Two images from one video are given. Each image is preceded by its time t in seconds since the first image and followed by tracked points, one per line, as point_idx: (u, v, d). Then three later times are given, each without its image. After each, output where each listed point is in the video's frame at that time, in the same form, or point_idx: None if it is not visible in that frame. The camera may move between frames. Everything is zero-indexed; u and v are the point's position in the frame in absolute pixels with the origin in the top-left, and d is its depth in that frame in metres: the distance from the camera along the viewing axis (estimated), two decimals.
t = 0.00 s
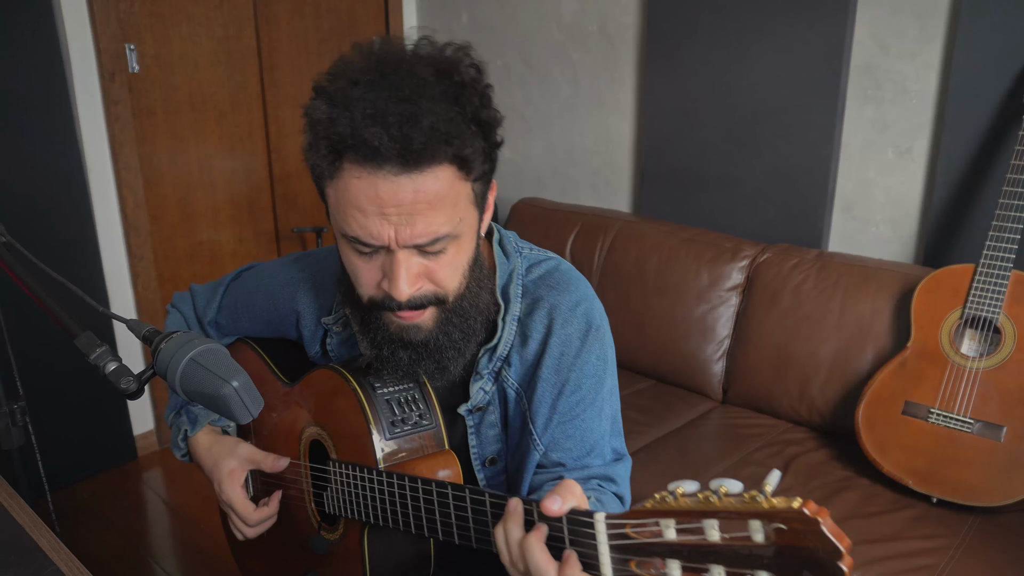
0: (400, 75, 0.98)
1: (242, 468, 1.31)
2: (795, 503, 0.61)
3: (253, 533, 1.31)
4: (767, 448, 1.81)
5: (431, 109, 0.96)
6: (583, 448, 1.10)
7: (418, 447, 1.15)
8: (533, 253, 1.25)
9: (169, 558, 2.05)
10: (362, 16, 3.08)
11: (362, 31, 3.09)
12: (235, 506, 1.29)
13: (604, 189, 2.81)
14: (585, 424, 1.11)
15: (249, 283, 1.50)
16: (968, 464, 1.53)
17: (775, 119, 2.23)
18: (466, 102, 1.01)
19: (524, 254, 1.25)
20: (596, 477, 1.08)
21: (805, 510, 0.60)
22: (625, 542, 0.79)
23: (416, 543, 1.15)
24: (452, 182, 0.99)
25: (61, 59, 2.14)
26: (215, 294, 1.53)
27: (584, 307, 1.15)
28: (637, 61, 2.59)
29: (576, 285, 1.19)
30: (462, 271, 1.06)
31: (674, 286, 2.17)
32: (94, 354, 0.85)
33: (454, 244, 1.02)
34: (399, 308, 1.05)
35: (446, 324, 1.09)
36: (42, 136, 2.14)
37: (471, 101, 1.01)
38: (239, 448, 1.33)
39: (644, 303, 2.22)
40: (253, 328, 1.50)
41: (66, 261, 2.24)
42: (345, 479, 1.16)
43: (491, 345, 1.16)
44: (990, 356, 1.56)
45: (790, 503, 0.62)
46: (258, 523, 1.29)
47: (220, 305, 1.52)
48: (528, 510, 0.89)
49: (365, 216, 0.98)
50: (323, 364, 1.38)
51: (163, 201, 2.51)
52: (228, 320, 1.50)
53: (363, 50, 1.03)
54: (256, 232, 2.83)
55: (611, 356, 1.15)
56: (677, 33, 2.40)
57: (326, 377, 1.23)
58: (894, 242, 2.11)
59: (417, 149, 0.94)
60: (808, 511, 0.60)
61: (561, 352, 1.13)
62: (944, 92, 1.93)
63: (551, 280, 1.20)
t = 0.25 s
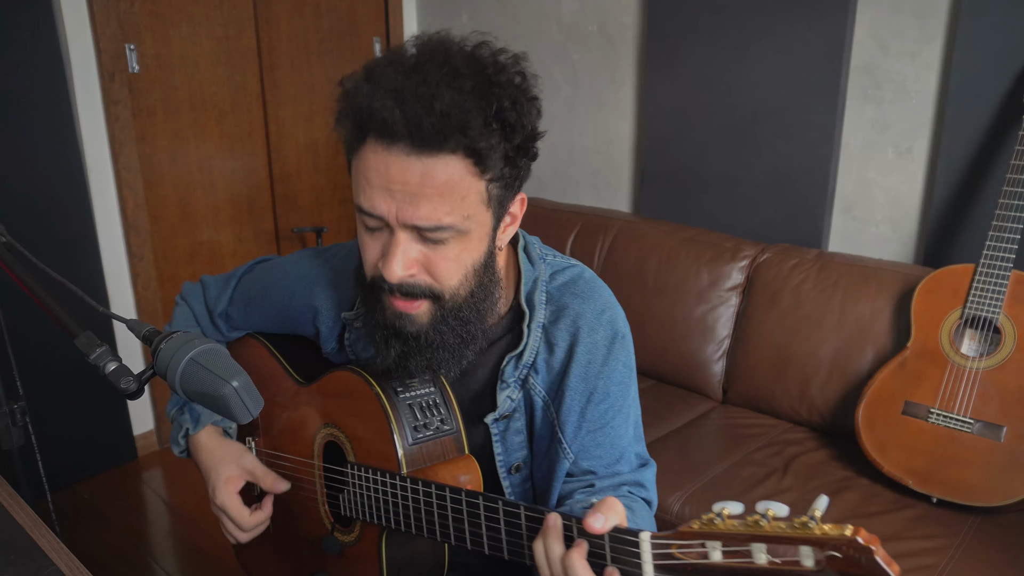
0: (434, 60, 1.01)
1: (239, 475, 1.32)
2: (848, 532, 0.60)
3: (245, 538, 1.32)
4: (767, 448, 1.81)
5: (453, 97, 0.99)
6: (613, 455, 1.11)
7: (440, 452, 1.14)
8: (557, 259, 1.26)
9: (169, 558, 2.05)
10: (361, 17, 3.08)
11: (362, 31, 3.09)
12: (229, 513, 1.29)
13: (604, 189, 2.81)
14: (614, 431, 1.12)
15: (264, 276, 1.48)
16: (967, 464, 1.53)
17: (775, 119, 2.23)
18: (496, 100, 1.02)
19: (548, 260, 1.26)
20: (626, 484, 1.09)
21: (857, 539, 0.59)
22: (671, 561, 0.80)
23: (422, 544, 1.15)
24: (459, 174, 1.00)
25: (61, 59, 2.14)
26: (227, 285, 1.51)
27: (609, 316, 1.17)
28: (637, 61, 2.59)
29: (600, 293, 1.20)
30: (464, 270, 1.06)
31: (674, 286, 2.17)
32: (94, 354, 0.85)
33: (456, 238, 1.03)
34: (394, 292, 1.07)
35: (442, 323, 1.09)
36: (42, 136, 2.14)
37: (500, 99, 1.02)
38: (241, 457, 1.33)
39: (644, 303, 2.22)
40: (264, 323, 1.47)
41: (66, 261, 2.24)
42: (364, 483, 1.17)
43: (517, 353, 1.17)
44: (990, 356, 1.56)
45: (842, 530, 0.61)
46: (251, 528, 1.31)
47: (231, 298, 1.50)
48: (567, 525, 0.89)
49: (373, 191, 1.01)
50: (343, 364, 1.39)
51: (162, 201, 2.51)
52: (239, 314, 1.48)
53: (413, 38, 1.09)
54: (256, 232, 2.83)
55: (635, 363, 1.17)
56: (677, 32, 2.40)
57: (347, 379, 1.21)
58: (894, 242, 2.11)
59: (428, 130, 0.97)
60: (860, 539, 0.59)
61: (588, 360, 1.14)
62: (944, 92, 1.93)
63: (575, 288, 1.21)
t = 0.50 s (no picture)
0: (434, 39, 1.09)
1: (259, 450, 1.30)
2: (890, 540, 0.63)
3: (263, 518, 1.29)
4: (767, 448, 1.81)
5: (444, 69, 1.05)
6: (630, 450, 1.13)
7: (459, 454, 1.14)
8: (573, 254, 1.27)
9: (169, 558, 2.05)
10: (362, 17, 3.08)
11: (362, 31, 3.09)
12: (249, 490, 1.27)
13: (604, 189, 2.81)
14: (631, 426, 1.13)
15: (278, 267, 1.49)
16: (967, 464, 1.52)
17: (775, 119, 2.23)
18: (489, 76, 1.07)
19: (563, 255, 1.27)
20: (644, 479, 1.11)
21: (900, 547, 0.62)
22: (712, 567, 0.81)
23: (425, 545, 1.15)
24: (448, 144, 1.05)
25: (61, 59, 2.14)
26: (237, 277, 1.53)
27: (625, 310, 1.18)
28: (637, 61, 2.59)
29: (615, 288, 1.21)
30: (456, 244, 1.11)
31: (674, 286, 2.17)
32: (94, 354, 0.85)
33: (446, 208, 1.07)
34: (389, 263, 1.12)
35: (435, 297, 1.13)
36: (42, 136, 2.14)
37: (493, 75, 1.07)
38: (260, 433, 1.33)
39: (644, 303, 2.21)
40: (274, 316, 1.48)
41: (66, 261, 2.24)
42: (382, 486, 1.15)
43: (534, 346, 1.18)
44: (990, 356, 1.56)
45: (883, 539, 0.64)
46: (269, 508, 1.27)
47: (241, 288, 1.51)
48: (603, 532, 0.89)
49: (372, 161, 1.08)
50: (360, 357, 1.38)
51: (162, 201, 2.51)
52: (248, 304, 1.48)
53: (422, 27, 1.18)
54: (256, 232, 2.84)
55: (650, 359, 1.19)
56: (677, 32, 2.40)
57: (368, 381, 1.20)
58: (893, 242, 2.11)
59: (418, 98, 1.04)
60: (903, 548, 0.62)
61: (605, 354, 1.16)
62: (944, 92, 1.93)
63: (591, 282, 1.22)
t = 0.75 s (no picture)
0: (438, 33, 1.13)
1: (270, 442, 1.29)
2: (903, 512, 0.64)
3: (277, 511, 1.27)
4: (767, 448, 1.81)
5: (448, 59, 1.08)
6: (635, 440, 1.13)
7: (468, 448, 1.12)
8: (578, 251, 1.29)
9: (169, 558, 2.05)
10: (362, 17, 3.08)
11: (362, 31, 3.09)
12: (263, 482, 1.25)
13: (604, 189, 2.81)
14: (637, 416, 1.14)
15: (286, 266, 1.50)
16: (968, 464, 1.52)
17: (776, 119, 2.23)
18: (491, 68, 1.09)
19: (570, 251, 1.29)
20: (649, 469, 1.10)
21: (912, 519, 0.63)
22: (723, 545, 0.81)
23: (427, 545, 1.15)
24: (450, 131, 1.07)
25: (61, 59, 2.14)
26: (244, 277, 1.54)
27: (630, 304, 1.20)
28: (638, 61, 2.59)
29: (620, 283, 1.23)
30: (458, 232, 1.12)
31: (674, 286, 2.17)
32: (94, 354, 0.85)
33: (447, 195, 1.09)
34: (393, 253, 1.13)
35: (437, 287, 1.14)
36: (42, 136, 2.14)
37: (495, 68, 1.09)
38: (271, 425, 1.31)
39: (644, 303, 2.21)
40: (281, 315, 1.49)
41: (66, 261, 2.24)
42: (390, 479, 1.14)
43: (541, 338, 1.18)
44: (990, 356, 1.56)
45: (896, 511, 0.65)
46: (283, 500, 1.26)
47: (247, 287, 1.52)
48: (617, 513, 0.90)
49: (377, 149, 1.10)
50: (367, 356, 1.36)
51: (162, 201, 2.51)
52: (256, 303, 1.49)
53: (428, 23, 1.21)
54: (256, 232, 2.84)
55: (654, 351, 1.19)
56: (677, 32, 2.39)
57: (377, 374, 1.20)
58: (893, 242, 2.11)
59: (421, 87, 1.06)
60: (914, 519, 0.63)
61: (610, 346, 1.16)
62: (944, 92, 1.93)
63: (597, 276, 1.23)
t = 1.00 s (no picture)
0: (434, 28, 1.15)
1: (272, 437, 1.28)
2: (894, 481, 0.66)
3: (280, 503, 1.26)
4: (768, 448, 1.81)
5: (452, 49, 1.10)
6: (635, 427, 1.12)
7: (468, 441, 1.13)
8: (574, 244, 1.30)
9: (169, 558, 2.05)
10: (362, 17, 3.08)
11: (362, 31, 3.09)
12: (264, 474, 1.25)
13: (604, 189, 2.81)
14: (636, 404, 1.13)
15: (287, 267, 1.52)
16: (967, 464, 1.52)
17: (776, 119, 2.22)
18: (493, 56, 1.12)
19: (566, 244, 1.29)
20: (649, 455, 1.10)
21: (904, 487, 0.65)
22: (722, 520, 0.82)
23: (427, 546, 1.15)
24: (463, 117, 1.08)
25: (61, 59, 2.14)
26: (245, 280, 1.55)
27: (626, 293, 1.20)
28: (638, 60, 2.58)
29: (617, 273, 1.23)
30: (476, 219, 1.12)
31: (674, 286, 2.17)
32: (94, 354, 0.85)
33: (465, 180, 1.10)
34: (411, 245, 1.12)
35: (456, 274, 1.14)
36: (42, 136, 2.14)
37: (497, 56, 1.12)
38: (272, 421, 1.30)
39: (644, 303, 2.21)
40: (282, 316, 1.49)
41: (67, 261, 2.24)
42: (391, 472, 1.14)
43: (541, 328, 1.18)
44: (991, 356, 1.56)
45: (889, 479, 0.67)
46: (286, 492, 1.24)
47: (249, 290, 1.54)
48: (616, 492, 0.91)
49: (388, 144, 1.10)
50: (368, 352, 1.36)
51: (163, 201, 2.51)
52: (257, 304, 1.51)
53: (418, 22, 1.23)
54: (256, 232, 2.83)
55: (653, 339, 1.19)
56: (677, 32, 2.39)
57: (379, 369, 1.21)
58: (894, 242, 2.11)
59: (430, 77, 1.08)
60: (906, 487, 0.65)
61: (609, 334, 1.16)
62: (944, 92, 1.93)
63: (594, 267, 1.24)
